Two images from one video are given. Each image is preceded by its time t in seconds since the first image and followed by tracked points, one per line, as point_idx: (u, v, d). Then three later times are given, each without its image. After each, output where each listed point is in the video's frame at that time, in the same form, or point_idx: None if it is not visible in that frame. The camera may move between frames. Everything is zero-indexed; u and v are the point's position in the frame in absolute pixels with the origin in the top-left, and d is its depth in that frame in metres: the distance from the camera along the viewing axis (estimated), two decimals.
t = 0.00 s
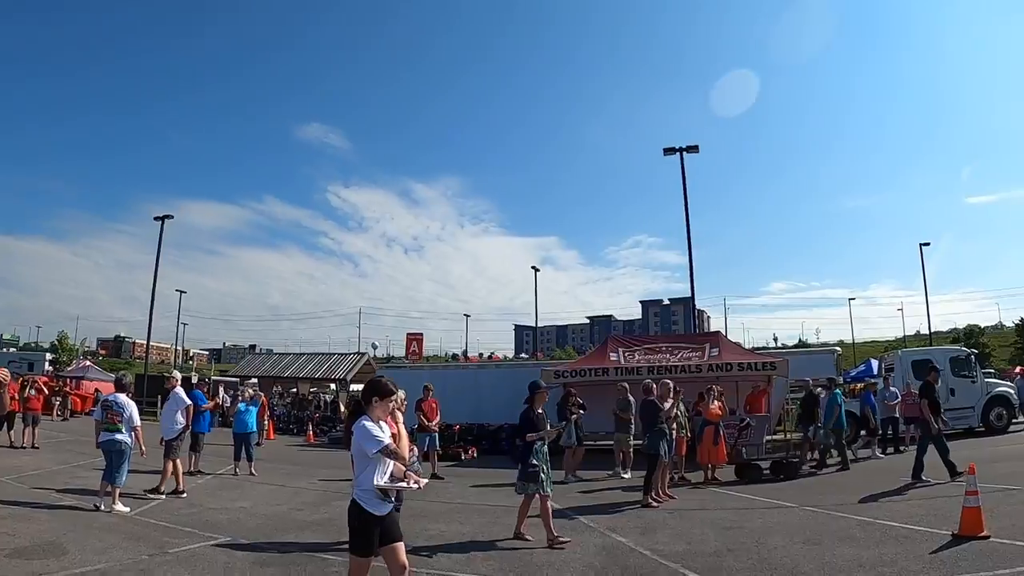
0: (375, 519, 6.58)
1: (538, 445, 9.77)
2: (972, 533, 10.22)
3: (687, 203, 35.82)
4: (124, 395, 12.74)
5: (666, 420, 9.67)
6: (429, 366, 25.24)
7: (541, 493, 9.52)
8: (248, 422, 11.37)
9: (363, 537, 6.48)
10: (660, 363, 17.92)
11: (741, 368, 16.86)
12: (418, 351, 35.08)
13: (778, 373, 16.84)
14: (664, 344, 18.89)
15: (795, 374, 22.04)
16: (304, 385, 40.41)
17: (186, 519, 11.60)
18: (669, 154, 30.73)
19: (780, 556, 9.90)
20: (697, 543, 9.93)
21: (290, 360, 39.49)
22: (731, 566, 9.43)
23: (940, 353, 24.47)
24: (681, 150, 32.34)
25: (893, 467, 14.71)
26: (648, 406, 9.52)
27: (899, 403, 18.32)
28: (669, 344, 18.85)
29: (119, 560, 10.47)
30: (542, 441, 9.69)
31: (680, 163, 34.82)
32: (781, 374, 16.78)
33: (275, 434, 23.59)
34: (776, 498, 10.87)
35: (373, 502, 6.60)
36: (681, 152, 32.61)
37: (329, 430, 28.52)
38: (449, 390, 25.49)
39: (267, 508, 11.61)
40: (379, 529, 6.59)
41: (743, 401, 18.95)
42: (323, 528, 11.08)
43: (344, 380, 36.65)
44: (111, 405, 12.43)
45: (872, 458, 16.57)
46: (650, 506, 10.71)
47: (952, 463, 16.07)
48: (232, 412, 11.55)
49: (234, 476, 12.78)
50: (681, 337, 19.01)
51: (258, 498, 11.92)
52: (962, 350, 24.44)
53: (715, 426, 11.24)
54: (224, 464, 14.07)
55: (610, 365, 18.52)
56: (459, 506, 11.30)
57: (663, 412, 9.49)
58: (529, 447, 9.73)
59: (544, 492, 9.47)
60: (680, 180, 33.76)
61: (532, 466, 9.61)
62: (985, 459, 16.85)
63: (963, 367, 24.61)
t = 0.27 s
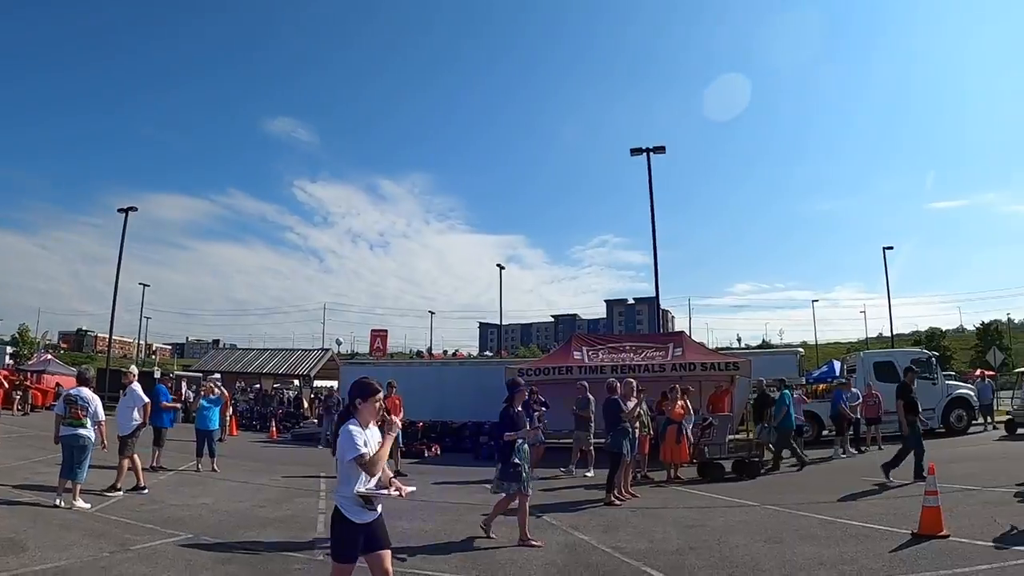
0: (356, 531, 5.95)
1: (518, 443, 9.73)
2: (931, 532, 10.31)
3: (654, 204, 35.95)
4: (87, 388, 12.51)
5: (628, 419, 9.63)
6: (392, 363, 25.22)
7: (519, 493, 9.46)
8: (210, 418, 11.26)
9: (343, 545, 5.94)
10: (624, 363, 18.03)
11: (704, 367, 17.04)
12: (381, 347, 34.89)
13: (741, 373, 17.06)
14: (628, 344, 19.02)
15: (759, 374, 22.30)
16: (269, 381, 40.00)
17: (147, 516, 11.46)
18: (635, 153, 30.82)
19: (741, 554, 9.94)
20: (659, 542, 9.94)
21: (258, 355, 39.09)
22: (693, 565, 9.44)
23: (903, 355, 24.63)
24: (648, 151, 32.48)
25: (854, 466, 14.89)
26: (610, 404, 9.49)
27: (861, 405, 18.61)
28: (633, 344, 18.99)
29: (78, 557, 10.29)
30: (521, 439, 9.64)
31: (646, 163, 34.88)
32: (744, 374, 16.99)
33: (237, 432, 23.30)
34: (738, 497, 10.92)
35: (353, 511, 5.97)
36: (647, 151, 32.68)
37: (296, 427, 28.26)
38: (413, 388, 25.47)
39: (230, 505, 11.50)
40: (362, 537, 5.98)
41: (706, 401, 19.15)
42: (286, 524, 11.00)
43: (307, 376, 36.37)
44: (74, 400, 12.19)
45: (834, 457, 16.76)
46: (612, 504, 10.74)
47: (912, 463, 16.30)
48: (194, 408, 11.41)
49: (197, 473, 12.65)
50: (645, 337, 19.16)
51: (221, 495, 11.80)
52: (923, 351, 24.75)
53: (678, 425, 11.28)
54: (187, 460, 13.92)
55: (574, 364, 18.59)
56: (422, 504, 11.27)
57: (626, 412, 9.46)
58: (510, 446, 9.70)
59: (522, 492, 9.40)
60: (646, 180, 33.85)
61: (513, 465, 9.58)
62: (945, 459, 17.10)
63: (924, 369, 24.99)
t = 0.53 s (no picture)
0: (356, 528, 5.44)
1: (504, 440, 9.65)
2: (894, 528, 10.40)
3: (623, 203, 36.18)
4: (52, 383, 12.30)
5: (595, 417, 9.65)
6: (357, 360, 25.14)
7: (504, 490, 9.42)
8: (175, 415, 11.16)
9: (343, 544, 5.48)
10: (590, 360, 18.12)
11: (670, 365, 17.20)
12: (348, 344, 34.78)
13: (706, 371, 17.25)
14: (594, 342, 19.11)
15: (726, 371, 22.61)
16: (235, 377, 39.47)
17: (110, 513, 11.31)
18: (603, 153, 30.94)
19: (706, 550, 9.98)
20: (624, 538, 9.95)
21: (224, 351, 38.56)
22: (659, 561, 9.46)
23: (867, 354, 24.98)
24: (616, 150, 32.64)
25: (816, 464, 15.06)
26: (575, 401, 9.49)
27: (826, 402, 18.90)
28: (599, 341, 19.07)
29: (40, 555, 10.13)
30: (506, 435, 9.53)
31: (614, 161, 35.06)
32: (709, 371, 17.17)
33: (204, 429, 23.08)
34: (703, 494, 10.97)
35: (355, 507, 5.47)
36: (615, 150, 32.75)
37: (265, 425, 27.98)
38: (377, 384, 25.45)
39: (195, 502, 11.40)
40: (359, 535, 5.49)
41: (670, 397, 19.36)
42: (251, 521, 10.92)
43: (274, 372, 36.09)
44: (40, 395, 11.98)
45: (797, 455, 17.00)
46: (577, 501, 10.73)
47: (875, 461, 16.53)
48: (159, 404, 11.32)
49: (161, 470, 12.50)
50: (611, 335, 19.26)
51: (186, 492, 11.69)
52: (887, 351, 25.06)
53: (644, 423, 11.32)
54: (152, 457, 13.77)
55: (541, 361, 18.64)
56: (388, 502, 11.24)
57: (591, 410, 9.48)
58: (494, 442, 9.62)
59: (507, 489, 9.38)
60: (614, 178, 33.90)
61: (499, 463, 9.50)
62: (907, 457, 17.35)
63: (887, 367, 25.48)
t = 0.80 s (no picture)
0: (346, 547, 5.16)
1: (472, 447, 9.57)
2: (839, 527, 10.55)
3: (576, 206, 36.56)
4: None
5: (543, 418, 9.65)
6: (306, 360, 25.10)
7: (475, 494, 9.30)
8: (122, 416, 11.06)
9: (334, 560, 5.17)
10: (539, 361, 18.51)
11: (618, 367, 17.84)
12: (297, 344, 34.48)
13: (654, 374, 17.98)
14: (542, 344, 19.56)
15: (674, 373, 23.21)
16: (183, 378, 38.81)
17: (52, 517, 11.05)
18: (556, 156, 31.13)
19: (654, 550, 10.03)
20: (572, 539, 9.97)
21: (171, 353, 37.84)
22: (607, 562, 9.50)
23: (814, 358, 25.38)
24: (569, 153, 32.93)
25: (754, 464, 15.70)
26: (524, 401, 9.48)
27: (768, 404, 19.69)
28: (546, 343, 19.50)
29: None
30: (476, 441, 9.45)
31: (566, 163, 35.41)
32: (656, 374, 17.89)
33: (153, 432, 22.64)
34: (651, 494, 11.04)
35: (346, 523, 5.17)
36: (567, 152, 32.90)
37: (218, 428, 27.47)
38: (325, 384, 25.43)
39: (142, 505, 11.22)
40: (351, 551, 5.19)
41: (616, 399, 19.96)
42: (197, 524, 10.78)
43: (223, 372, 35.62)
44: None
45: (738, 455, 17.73)
46: (525, 502, 10.72)
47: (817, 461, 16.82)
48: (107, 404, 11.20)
49: (106, 473, 12.28)
50: (558, 337, 19.77)
51: (132, 495, 11.49)
52: (833, 355, 25.52)
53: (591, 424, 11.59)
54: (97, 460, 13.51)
55: (489, 362, 18.91)
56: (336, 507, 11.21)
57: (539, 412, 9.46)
58: (463, 449, 9.51)
59: (480, 493, 9.22)
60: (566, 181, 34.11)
61: (468, 469, 9.37)
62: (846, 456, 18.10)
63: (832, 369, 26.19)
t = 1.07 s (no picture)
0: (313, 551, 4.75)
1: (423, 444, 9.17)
2: (755, 525, 10.79)
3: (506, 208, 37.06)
4: None
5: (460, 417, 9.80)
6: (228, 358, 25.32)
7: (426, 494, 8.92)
8: (36, 415, 11.51)
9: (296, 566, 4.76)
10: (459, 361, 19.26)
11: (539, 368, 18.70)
12: (216, 341, 34.05)
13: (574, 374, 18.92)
14: (462, 344, 20.33)
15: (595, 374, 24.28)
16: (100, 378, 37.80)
17: None
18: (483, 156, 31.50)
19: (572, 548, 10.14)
20: (492, 539, 10.02)
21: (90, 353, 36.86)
22: (526, 561, 9.56)
23: (734, 360, 26.12)
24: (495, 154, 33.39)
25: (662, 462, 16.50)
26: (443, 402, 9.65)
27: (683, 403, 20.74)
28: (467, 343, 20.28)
29: None
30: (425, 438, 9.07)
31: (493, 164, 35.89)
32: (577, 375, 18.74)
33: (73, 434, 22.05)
34: (570, 494, 11.16)
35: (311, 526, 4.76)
36: (495, 158, 33.41)
37: (137, 428, 26.90)
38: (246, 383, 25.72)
39: (56, 508, 10.97)
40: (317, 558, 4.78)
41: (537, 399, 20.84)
42: (114, 527, 10.57)
43: (140, 372, 34.95)
44: None
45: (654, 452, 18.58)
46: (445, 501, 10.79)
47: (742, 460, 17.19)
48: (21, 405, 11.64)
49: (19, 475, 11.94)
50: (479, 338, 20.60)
51: (46, 497, 11.21)
52: (752, 358, 26.34)
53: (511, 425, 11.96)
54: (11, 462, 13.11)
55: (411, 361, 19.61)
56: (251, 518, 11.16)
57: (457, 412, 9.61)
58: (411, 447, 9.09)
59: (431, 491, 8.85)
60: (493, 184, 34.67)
61: (417, 467, 8.98)
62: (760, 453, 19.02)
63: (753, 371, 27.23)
